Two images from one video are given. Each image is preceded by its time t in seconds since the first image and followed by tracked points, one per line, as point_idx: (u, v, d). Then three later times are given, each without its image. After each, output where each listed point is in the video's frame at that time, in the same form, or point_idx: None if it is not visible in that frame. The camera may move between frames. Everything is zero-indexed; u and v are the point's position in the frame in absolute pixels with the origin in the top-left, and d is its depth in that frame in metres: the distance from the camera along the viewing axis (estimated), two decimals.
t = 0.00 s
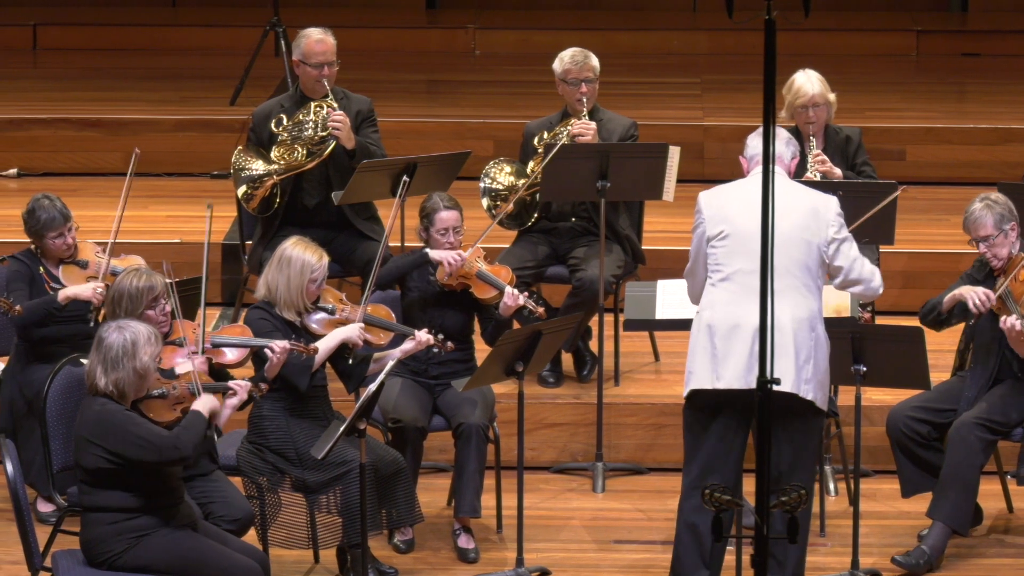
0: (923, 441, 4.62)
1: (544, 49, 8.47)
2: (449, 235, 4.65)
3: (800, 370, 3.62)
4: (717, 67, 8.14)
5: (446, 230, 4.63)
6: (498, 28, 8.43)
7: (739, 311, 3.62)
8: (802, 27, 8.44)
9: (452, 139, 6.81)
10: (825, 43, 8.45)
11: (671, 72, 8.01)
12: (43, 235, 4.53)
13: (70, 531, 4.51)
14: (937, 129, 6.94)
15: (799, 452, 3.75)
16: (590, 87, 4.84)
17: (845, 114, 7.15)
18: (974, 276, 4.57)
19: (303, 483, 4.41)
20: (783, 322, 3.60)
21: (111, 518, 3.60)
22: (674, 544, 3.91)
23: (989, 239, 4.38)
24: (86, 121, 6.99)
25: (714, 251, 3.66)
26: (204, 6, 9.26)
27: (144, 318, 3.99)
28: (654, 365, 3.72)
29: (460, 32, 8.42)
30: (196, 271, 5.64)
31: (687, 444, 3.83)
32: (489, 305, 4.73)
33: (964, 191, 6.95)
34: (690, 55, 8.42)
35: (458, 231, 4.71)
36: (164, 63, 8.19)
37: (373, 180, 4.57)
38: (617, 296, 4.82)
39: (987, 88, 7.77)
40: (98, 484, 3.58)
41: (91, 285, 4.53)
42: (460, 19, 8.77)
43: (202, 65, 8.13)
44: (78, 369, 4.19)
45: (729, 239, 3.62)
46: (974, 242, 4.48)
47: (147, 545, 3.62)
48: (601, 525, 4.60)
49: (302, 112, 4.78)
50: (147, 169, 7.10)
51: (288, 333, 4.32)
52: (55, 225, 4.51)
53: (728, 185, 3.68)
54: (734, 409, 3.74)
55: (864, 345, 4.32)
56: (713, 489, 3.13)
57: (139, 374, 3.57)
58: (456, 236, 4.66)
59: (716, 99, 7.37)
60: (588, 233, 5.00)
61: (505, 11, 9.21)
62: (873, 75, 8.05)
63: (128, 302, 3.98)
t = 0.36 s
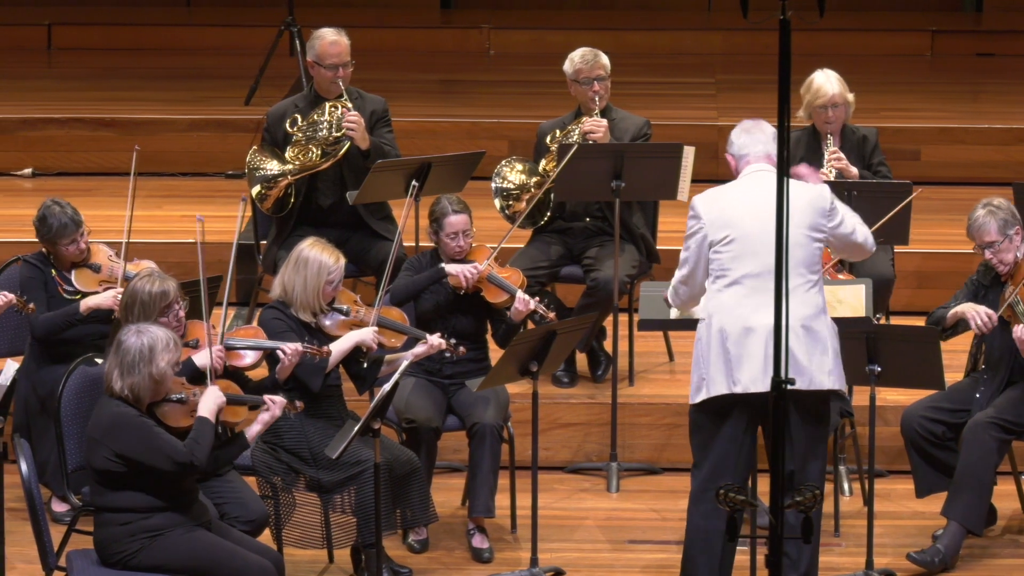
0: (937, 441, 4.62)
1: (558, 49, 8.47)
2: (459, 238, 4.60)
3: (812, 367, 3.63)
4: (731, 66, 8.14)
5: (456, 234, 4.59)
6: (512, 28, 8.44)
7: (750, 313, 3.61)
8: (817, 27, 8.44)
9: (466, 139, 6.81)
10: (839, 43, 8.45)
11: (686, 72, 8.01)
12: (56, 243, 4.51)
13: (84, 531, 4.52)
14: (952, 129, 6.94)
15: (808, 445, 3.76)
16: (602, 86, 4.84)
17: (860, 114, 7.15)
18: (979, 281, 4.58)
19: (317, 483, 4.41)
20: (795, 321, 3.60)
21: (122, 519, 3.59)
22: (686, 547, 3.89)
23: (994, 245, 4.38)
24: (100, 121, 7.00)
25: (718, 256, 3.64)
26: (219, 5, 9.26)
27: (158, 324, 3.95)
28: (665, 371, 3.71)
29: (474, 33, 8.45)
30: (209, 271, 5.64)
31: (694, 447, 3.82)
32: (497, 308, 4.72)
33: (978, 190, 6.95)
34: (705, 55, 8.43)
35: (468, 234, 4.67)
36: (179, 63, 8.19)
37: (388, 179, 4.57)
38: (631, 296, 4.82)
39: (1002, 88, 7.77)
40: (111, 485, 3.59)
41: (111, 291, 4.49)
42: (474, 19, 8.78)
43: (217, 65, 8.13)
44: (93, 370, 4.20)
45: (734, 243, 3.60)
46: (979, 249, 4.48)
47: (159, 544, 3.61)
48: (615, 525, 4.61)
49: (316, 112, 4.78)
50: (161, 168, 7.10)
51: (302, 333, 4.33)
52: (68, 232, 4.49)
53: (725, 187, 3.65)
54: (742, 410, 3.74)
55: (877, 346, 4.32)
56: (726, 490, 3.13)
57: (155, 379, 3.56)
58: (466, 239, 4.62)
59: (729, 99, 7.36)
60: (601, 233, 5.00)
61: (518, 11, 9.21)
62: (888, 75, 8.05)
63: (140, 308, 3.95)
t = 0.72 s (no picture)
0: (950, 442, 4.61)
1: (572, 49, 8.47)
2: (468, 238, 4.60)
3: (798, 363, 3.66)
4: (745, 66, 8.13)
5: (465, 234, 4.58)
6: (525, 28, 8.45)
7: (734, 311, 3.63)
8: (831, 27, 8.44)
9: (479, 139, 6.81)
10: (854, 43, 8.45)
11: (700, 72, 8.01)
12: (64, 236, 4.52)
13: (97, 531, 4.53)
14: (966, 129, 6.93)
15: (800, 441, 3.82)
16: (614, 86, 4.83)
17: (873, 114, 7.14)
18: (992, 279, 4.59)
19: (330, 482, 4.41)
20: (779, 317, 3.63)
21: (132, 519, 3.59)
22: (689, 548, 3.88)
23: (1008, 243, 4.36)
24: (114, 121, 7.00)
25: (698, 257, 3.66)
26: (232, 5, 9.27)
27: (169, 321, 3.95)
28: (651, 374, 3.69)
29: (488, 33, 8.46)
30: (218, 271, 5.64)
31: (689, 451, 3.81)
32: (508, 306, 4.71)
33: (991, 191, 6.95)
34: (719, 55, 8.42)
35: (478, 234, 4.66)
36: (193, 63, 8.20)
37: (401, 179, 4.57)
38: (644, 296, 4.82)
39: (1016, 88, 7.76)
40: (123, 484, 3.58)
41: (120, 287, 4.50)
42: (488, 19, 8.79)
43: (230, 66, 8.14)
44: (105, 370, 4.20)
45: (714, 243, 3.62)
46: (993, 250, 4.46)
47: (172, 543, 3.60)
48: (628, 525, 4.61)
49: (329, 112, 4.79)
50: (175, 168, 7.11)
51: (314, 332, 4.33)
52: (75, 225, 4.50)
53: (700, 188, 3.67)
54: (733, 412, 3.78)
55: (890, 346, 4.32)
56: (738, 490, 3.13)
57: (165, 376, 3.57)
58: (476, 239, 4.62)
59: (743, 99, 7.36)
60: (614, 233, 5.00)
61: (531, 11, 9.21)
62: (902, 75, 8.05)
63: (152, 305, 3.95)
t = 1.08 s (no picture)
0: (965, 442, 4.61)
1: (586, 49, 8.47)
2: (482, 233, 4.58)
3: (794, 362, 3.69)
4: (759, 66, 8.14)
5: (478, 229, 4.56)
6: (540, 27, 8.45)
7: (727, 311, 3.67)
8: (846, 28, 8.45)
9: (494, 139, 6.81)
10: (868, 43, 8.46)
11: (715, 71, 8.01)
12: (77, 227, 4.52)
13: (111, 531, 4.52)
14: (980, 129, 6.93)
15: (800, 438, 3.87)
16: (631, 86, 4.83)
17: (887, 114, 7.14)
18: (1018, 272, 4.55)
19: (343, 482, 4.41)
20: (772, 316, 3.66)
21: (147, 518, 3.58)
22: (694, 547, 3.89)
23: None
24: (128, 121, 7.01)
25: (690, 258, 3.71)
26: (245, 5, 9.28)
27: (184, 317, 3.94)
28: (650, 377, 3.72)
29: (503, 33, 8.47)
30: (234, 270, 5.65)
31: (691, 450, 3.84)
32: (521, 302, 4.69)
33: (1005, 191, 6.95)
34: (734, 55, 8.41)
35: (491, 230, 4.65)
36: (208, 63, 8.21)
37: (416, 179, 4.57)
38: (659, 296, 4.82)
39: None
40: (137, 483, 3.57)
41: (124, 294, 4.49)
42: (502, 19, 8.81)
43: (244, 65, 8.15)
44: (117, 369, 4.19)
45: (704, 244, 3.67)
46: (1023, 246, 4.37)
47: (190, 542, 3.59)
48: (643, 525, 4.61)
49: (343, 110, 4.79)
50: (189, 168, 7.12)
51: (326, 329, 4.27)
52: (89, 216, 4.51)
53: (691, 190, 3.73)
54: (733, 411, 3.79)
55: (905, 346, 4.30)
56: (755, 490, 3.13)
57: (176, 370, 3.55)
58: (489, 234, 4.60)
59: (758, 99, 7.36)
60: (629, 233, 5.00)
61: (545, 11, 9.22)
62: (917, 75, 8.06)
63: (168, 300, 3.95)
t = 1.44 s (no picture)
0: (978, 443, 4.61)
1: (599, 48, 8.47)
2: (495, 228, 4.53)
3: (803, 362, 3.69)
4: (772, 66, 8.14)
5: (492, 223, 4.52)
6: (552, 27, 8.44)
7: (734, 312, 3.68)
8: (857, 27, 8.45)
9: (506, 139, 6.81)
10: (880, 43, 8.45)
11: (728, 71, 8.00)
12: (94, 219, 4.52)
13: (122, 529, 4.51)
14: (992, 129, 6.93)
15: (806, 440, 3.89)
16: (646, 87, 4.84)
17: (899, 114, 7.14)
18: None
19: (355, 482, 4.41)
20: (779, 317, 3.66)
21: (159, 518, 3.56)
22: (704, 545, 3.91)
23: None
24: (140, 120, 7.02)
25: (698, 259, 3.70)
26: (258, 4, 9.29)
27: (203, 312, 3.91)
28: (659, 378, 3.73)
29: (515, 33, 8.46)
30: (248, 269, 5.65)
31: (699, 452, 3.84)
32: (533, 298, 4.66)
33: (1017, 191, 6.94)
34: (746, 55, 8.41)
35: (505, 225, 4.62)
36: (220, 63, 8.22)
37: (428, 178, 4.58)
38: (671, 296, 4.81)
39: None
40: (150, 481, 3.54)
41: (120, 315, 4.47)
42: (514, 19, 8.81)
43: (258, 65, 8.15)
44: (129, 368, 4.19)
45: (712, 245, 3.67)
46: None
47: (204, 542, 3.58)
48: (654, 525, 4.61)
49: (354, 109, 4.78)
50: (201, 168, 7.12)
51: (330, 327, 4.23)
52: (109, 210, 4.50)
53: (698, 191, 3.73)
54: (741, 414, 3.79)
55: (917, 346, 4.24)
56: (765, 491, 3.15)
57: (188, 366, 3.55)
58: (502, 229, 4.55)
59: (770, 99, 7.36)
60: (642, 233, 5.00)
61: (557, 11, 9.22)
62: (928, 75, 8.06)
63: (188, 295, 3.93)
